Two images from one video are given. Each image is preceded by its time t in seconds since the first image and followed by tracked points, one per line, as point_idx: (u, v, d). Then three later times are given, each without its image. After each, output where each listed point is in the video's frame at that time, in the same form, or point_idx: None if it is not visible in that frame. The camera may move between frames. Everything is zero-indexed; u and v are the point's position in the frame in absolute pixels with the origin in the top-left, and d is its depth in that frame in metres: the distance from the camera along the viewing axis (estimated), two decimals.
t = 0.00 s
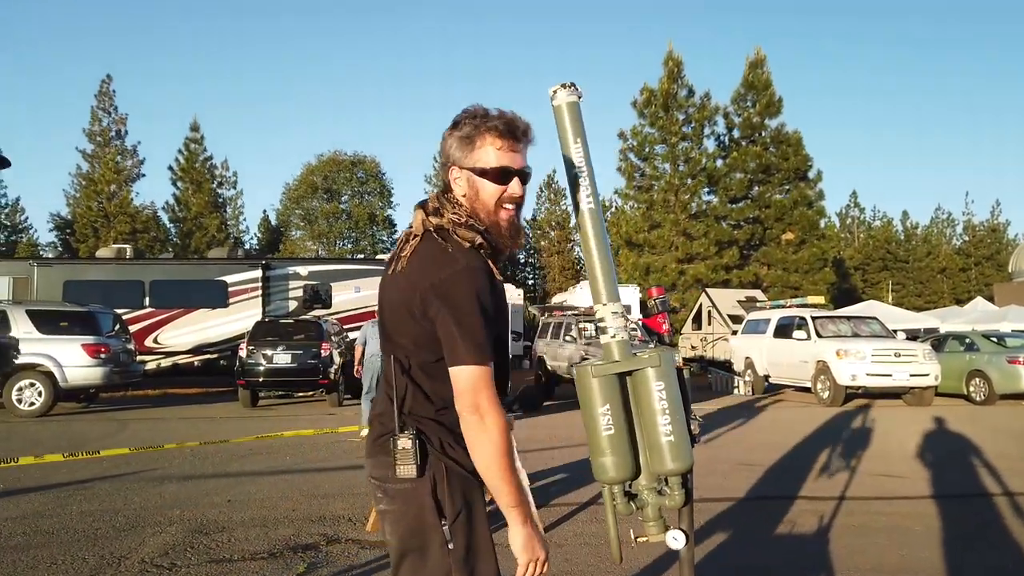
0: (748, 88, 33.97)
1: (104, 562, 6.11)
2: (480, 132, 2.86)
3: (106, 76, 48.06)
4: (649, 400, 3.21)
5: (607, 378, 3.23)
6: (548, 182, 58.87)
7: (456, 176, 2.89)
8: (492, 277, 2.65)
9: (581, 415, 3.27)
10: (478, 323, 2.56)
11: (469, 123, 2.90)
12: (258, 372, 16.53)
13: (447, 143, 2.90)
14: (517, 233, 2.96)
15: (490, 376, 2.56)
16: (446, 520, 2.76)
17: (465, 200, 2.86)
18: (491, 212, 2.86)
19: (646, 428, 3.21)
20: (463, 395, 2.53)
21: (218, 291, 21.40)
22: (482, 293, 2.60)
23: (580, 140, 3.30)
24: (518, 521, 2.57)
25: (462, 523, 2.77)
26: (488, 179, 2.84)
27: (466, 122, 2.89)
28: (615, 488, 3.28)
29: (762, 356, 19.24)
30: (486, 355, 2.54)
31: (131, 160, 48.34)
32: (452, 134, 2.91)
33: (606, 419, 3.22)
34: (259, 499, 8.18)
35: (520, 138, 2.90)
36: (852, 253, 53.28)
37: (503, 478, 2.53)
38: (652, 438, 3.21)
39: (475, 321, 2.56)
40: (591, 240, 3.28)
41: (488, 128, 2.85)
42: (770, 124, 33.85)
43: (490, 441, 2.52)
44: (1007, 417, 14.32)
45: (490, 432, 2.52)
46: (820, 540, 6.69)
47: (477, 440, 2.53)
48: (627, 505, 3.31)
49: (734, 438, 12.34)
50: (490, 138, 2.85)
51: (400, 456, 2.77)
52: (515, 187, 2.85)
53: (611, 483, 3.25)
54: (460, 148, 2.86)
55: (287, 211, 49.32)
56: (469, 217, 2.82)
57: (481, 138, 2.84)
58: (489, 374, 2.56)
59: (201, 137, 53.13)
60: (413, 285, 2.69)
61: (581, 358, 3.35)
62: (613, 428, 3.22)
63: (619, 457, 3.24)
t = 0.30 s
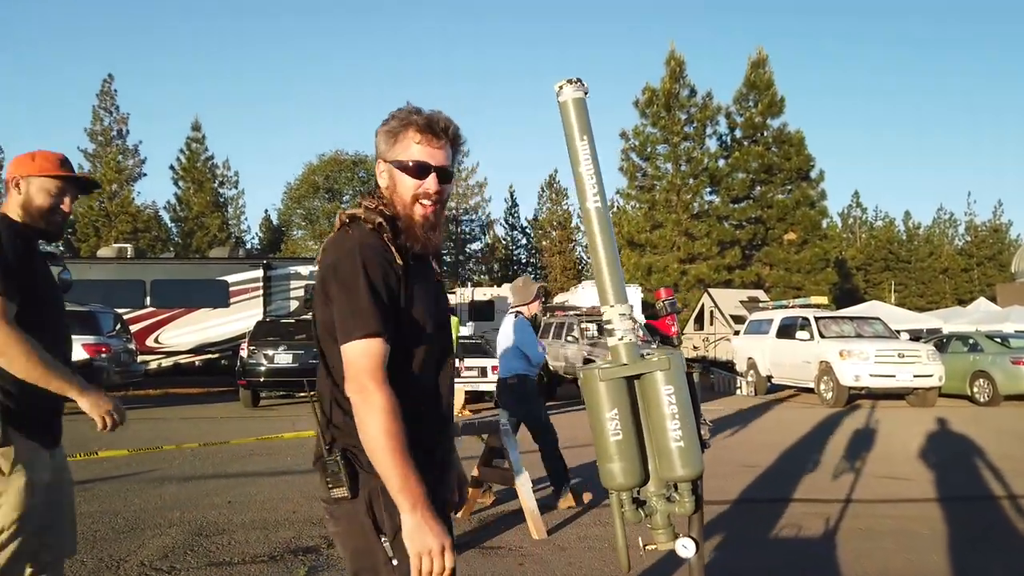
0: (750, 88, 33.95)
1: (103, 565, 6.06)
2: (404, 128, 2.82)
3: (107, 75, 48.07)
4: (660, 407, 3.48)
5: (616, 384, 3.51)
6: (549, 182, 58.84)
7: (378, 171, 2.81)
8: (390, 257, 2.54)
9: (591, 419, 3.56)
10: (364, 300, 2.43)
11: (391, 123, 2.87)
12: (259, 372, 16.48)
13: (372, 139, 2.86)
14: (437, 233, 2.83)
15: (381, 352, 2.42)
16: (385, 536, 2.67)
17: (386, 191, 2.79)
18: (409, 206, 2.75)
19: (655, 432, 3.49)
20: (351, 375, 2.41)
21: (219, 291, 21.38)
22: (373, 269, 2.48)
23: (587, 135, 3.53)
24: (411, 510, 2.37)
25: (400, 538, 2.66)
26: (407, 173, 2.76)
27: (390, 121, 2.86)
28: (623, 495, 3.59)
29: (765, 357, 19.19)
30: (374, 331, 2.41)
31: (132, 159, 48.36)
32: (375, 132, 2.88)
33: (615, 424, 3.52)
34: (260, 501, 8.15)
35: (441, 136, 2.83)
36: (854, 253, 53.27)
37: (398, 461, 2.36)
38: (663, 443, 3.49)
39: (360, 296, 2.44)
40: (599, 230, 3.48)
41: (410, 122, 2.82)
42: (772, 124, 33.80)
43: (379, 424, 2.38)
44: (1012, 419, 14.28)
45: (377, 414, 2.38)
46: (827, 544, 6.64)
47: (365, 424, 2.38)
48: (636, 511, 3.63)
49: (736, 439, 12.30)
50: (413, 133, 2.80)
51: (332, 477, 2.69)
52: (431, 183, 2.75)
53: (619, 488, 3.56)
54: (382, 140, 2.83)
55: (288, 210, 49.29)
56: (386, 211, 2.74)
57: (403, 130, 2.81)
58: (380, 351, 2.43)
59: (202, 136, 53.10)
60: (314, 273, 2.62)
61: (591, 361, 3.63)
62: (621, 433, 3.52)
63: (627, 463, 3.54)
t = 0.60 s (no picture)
0: (777, 87, 33.68)
1: (138, 569, 6.08)
2: (394, 125, 2.96)
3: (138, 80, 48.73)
4: (698, 419, 3.49)
5: (652, 398, 3.54)
6: (574, 184, 58.63)
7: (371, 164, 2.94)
8: (358, 239, 2.62)
9: (628, 429, 3.61)
10: (316, 274, 2.52)
11: (386, 122, 3.01)
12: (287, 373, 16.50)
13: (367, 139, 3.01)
14: (430, 222, 2.91)
15: (321, 326, 2.51)
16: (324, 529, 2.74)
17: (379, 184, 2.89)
18: (400, 195, 2.85)
19: (692, 446, 3.51)
20: (292, 346, 2.53)
21: (248, 292, 21.49)
22: (332, 249, 2.57)
23: (619, 142, 3.50)
24: (295, 485, 2.48)
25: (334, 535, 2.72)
26: (398, 165, 2.87)
27: (383, 121, 3.01)
28: (659, 507, 3.62)
29: (794, 360, 18.95)
30: (320, 306, 2.50)
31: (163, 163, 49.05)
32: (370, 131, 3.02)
33: (650, 435, 3.56)
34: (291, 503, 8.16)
35: (430, 129, 2.99)
36: (885, 254, 52.68)
37: (301, 435, 2.47)
38: (701, 458, 3.50)
39: (313, 271, 2.53)
40: (632, 235, 3.46)
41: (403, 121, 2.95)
42: (800, 124, 33.46)
43: (299, 396, 2.50)
44: None
45: (299, 387, 2.50)
46: (863, 553, 6.49)
47: (291, 395, 2.51)
48: (672, 524, 3.65)
49: (767, 443, 12.13)
50: (406, 130, 2.94)
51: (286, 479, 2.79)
52: (420, 172, 2.86)
53: (655, 500, 3.58)
54: (378, 138, 2.96)
55: (315, 213, 49.63)
56: (378, 198, 2.85)
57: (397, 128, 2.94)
58: (321, 326, 2.51)
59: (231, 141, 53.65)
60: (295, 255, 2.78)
61: (628, 370, 3.66)
62: (657, 446, 3.56)
63: (663, 476, 3.58)
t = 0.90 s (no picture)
0: (837, 81, 32.78)
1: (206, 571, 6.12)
2: (442, 135, 2.85)
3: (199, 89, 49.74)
4: (765, 436, 3.52)
5: (716, 414, 3.57)
6: (627, 184, 58.30)
7: (420, 176, 2.83)
8: (406, 248, 2.52)
9: (691, 446, 3.63)
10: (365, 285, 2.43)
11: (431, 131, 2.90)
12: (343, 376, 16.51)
13: (408, 150, 2.89)
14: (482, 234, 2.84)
15: (365, 338, 2.42)
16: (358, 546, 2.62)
17: (427, 196, 2.80)
18: (458, 206, 2.77)
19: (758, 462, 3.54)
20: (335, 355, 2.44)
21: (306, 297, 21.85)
22: (378, 260, 2.47)
23: (680, 153, 3.49)
24: (333, 497, 2.39)
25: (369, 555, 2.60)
26: (451, 175, 2.79)
27: (425, 131, 2.90)
28: (724, 524, 3.65)
29: (858, 362, 18.34)
30: (371, 318, 2.42)
31: (224, 170, 49.96)
32: (412, 139, 2.91)
33: (715, 452, 3.58)
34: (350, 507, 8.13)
35: (480, 141, 2.90)
36: (952, 251, 50.94)
37: (339, 447, 2.39)
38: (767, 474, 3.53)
39: (361, 281, 2.45)
40: (693, 247, 3.48)
41: (450, 130, 2.87)
42: (861, 118, 32.56)
43: (338, 408, 2.41)
44: None
45: (339, 398, 2.41)
46: (936, 567, 6.12)
47: (331, 404, 2.42)
48: (738, 543, 3.67)
49: (831, 449, 11.68)
50: (455, 140, 2.84)
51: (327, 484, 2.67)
52: (478, 183, 2.79)
53: (720, 518, 3.62)
54: (423, 147, 2.85)
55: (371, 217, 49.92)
56: (435, 210, 2.76)
57: (445, 138, 2.85)
58: (367, 337, 2.42)
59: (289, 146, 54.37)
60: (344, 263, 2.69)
61: (691, 385, 3.69)
62: (722, 462, 3.58)
63: (728, 493, 3.59)
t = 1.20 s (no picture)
0: (894, 75, 31.92)
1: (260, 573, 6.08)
2: (458, 135, 2.66)
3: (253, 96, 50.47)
4: (822, 452, 3.58)
5: (773, 433, 3.63)
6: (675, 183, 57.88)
7: (437, 179, 2.65)
8: (435, 262, 2.36)
9: (748, 463, 3.71)
10: (411, 310, 2.27)
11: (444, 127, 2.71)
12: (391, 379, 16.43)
13: (419, 154, 2.69)
14: (505, 236, 2.70)
15: (422, 361, 2.24)
16: None
17: (449, 203, 2.63)
18: (481, 212, 2.63)
19: (815, 480, 3.60)
20: (396, 389, 2.25)
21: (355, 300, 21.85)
22: (411, 278, 2.30)
23: (734, 164, 3.52)
24: (478, 528, 2.18)
25: None
26: (472, 178, 2.63)
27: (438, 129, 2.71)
28: (781, 542, 3.71)
29: (918, 366, 17.74)
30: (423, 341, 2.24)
31: (276, 175, 50.50)
32: (426, 137, 2.70)
33: (771, 468, 3.66)
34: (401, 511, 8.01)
35: (498, 140, 2.72)
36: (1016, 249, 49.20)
37: (446, 471, 2.19)
38: (826, 491, 3.59)
39: (403, 304, 2.27)
40: (747, 253, 3.48)
41: (464, 129, 2.68)
42: (920, 113, 31.66)
43: (427, 436, 2.21)
44: None
45: (423, 424, 2.21)
46: None
47: (415, 437, 2.22)
48: (795, 560, 3.74)
49: (889, 457, 11.25)
50: (473, 139, 2.66)
51: (379, 511, 2.47)
52: (499, 188, 2.64)
53: (778, 536, 3.68)
54: (438, 149, 2.66)
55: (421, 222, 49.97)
56: (456, 218, 2.61)
57: (462, 137, 2.65)
58: (424, 360, 2.25)
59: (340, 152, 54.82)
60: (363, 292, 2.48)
61: (747, 401, 3.76)
62: (779, 479, 3.66)
63: (784, 511, 3.67)
